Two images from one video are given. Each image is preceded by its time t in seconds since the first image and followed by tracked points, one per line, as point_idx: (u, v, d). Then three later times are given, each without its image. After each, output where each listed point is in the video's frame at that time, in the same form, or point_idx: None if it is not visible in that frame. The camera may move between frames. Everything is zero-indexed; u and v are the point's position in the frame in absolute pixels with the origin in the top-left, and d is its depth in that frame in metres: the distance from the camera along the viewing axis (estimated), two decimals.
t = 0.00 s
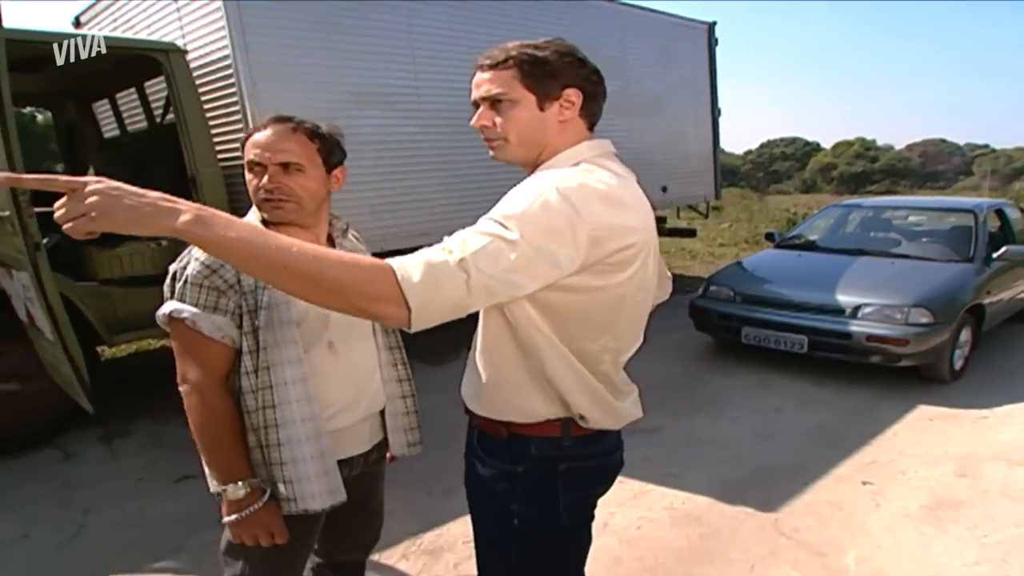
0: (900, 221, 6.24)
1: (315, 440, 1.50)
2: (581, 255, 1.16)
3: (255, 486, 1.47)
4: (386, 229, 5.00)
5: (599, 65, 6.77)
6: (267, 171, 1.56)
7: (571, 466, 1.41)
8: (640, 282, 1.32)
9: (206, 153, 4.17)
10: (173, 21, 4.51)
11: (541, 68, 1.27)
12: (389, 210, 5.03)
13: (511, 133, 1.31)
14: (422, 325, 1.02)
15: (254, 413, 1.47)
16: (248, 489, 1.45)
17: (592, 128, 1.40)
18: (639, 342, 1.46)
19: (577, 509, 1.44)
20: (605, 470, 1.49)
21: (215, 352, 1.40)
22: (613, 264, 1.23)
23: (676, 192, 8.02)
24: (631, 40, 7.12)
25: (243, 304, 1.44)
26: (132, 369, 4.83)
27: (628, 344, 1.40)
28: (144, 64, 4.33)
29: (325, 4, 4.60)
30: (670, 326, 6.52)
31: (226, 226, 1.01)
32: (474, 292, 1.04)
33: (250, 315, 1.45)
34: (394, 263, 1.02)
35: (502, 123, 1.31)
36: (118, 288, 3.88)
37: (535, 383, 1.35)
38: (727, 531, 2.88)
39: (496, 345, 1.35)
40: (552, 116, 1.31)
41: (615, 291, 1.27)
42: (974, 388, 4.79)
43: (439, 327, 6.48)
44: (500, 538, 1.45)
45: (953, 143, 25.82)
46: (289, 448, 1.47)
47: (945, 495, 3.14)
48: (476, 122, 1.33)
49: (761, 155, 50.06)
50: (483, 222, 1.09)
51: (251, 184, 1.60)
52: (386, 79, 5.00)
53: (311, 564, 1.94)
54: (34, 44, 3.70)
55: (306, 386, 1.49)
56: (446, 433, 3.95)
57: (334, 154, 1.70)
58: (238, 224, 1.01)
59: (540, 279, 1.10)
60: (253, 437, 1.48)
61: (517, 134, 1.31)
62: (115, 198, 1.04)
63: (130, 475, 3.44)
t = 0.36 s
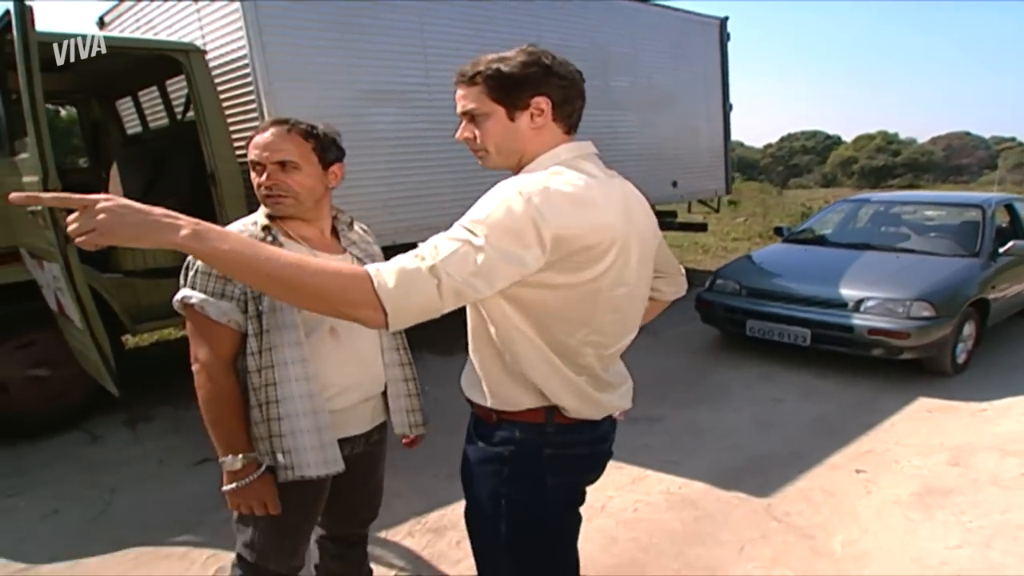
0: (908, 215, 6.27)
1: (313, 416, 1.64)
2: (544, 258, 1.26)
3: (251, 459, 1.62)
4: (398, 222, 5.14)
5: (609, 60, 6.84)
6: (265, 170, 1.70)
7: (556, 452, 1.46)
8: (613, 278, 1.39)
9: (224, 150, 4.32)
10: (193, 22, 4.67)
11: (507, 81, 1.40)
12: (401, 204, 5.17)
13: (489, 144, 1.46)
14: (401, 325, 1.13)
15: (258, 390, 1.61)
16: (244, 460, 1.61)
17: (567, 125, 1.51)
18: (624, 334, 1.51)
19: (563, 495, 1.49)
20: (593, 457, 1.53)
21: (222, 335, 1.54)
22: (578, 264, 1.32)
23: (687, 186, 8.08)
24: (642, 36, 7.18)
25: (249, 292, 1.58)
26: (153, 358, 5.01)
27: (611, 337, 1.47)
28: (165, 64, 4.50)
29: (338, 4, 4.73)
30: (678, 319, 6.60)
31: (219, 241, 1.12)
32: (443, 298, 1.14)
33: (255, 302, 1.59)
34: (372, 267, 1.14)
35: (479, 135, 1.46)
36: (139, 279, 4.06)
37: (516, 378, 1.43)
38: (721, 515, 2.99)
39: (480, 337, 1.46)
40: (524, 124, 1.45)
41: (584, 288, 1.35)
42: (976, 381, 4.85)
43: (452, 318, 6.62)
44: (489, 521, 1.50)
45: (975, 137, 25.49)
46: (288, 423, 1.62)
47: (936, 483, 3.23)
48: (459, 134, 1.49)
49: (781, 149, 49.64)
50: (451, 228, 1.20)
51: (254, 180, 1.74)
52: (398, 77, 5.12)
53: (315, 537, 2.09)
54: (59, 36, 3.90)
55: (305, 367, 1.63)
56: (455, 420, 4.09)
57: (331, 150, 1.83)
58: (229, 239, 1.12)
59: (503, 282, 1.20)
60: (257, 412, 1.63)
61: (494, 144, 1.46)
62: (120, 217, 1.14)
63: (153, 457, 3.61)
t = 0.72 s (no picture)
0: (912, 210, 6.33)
1: (316, 392, 1.81)
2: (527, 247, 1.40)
3: (261, 432, 1.78)
4: (408, 216, 5.30)
5: (617, 56, 6.94)
6: (269, 169, 1.86)
7: (525, 416, 1.60)
8: (587, 265, 1.53)
9: (241, 146, 4.50)
10: (211, 22, 4.84)
11: (509, 86, 1.52)
12: (412, 198, 5.33)
13: (489, 143, 1.58)
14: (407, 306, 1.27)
15: (266, 368, 1.78)
16: (254, 433, 1.77)
17: (564, 132, 1.63)
18: (598, 314, 1.66)
19: (530, 456, 1.64)
20: (562, 422, 1.67)
21: (233, 320, 1.70)
22: (558, 253, 1.47)
23: (695, 180, 8.18)
24: (650, 32, 7.27)
25: (256, 280, 1.74)
26: (174, 345, 5.21)
27: (584, 319, 1.62)
28: (184, 63, 4.68)
29: (350, 4, 4.88)
30: (683, 311, 6.72)
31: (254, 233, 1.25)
32: (444, 280, 1.28)
33: (261, 289, 1.75)
34: (381, 255, 1.27)
35: (482, 134, 1.58)
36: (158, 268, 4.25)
37: (492, 353, 1.57)
38: (710, 496, 3.13)
39: (467, 320, 1.61)
40: (521, 126, 1.56)
41: (564, 274, 1.50)
42: (974, 373, 4.93)
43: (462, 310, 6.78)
44: (466, 478, 1.68)
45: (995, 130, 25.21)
46: (293, 399, 1.78)
47: (922, 469, 3.34)
48: (465, 133, 1.62)
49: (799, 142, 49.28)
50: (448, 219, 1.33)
51: (258, 178, 1.90)
52: (409, 75, 5.27)
53: (323, 508, 2.29)
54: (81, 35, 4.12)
55: (307, 348, 1.80)
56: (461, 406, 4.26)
57: (327, 148, 1.99)
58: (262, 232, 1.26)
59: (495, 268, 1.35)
60: (266, 390, 1.80)
61: (495, 143, 1.58)
62: (168, 211, 1.27)
63: (173, 439, 3.80)
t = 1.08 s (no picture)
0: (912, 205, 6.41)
1: (323, 373, 1.98)
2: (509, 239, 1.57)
3: (274, 408, 1.95)
4: (416, 210, 5.47)
5: (622, 53, 7.06)
6: (281, 169, 2.03)
7: (511, 393, 1.77)
8: (565, 256, 1.69)
9: (256, 142, 4.68)
10: (225, 24, 5.02)
11: (493, 94, 1.68)
12: (419, 192, 5.50)
13: (474, 146, 1.74)
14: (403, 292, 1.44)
15: (278, 351, 1.95)
16: (268, 408, 1.94)
17: (541, 135, 1.80)
18: (577, 300, 1.82)
19: (516, 427, 1.81)
20: (545, 398, 1.84)
21: (248, 306, 1.87)
22: (537, 245, 1.63)
23: (700, 175, 8.29)
24: (655, 29, 7.38)
25: (269, 271, 1.91)
26: (191, 334, 5.43)
27: (563, 304, 1.78)
28: (201, 64, 4.87)
29: (359, 5, 5.04)
30: (686, 304, 6.85)
31: (271, 226, 1.42)
32: (435, 269, 1.44)
33: (273, 279, 1.92)
34: (379, 246, 1.43)
35: (467, 137, 1.74)
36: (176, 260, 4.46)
37: (480, 335, 1.74)
38: (698, 478, 3.28)
39: (459, 307, 1.79)
40: (504, 131, 1.72)
41: (543, 264, 1.66)
42: (967, 365, 5.04)
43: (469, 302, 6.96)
44: (458, 447, 1.86)
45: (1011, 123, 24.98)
46: (302, 378, 1.96)
47: (904, 455, 3.48)
48: (451, 136, 1.77)
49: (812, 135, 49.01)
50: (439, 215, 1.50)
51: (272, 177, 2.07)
52: (416, 74, 5.43)
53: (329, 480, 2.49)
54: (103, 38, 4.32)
55: (315, 332, 1.97)
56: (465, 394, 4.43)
57: (334, 149, 2.16)
58: (279, 225, 1.43)
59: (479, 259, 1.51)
60: (277, 369, 1.97)
61: (479, 145, 1.74)
62: (198, 205, 1.44)
63: (191, 423, 4.01)
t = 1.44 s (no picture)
0: (914, 200, 6.50)
1: (331, 356, 2.17)
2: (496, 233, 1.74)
3: (287, 387, 2.15)
4: (426, 205, 5.65)
5: (628, 51, 7.18)
6: (298, 170, 2.21)
7: (502, 374, 1.95)
8: (549, 248, 1.86)
9: (272, 139, 4.87)
10: (243, 25, 5.22)
11: (485, 102, 1.86)
12: (429, 188, 5.68)
13: (468, 148, 1.92)
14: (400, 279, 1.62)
15: (292, 335, 2.15)
16: (281, 387, 2.13)
17: (531, 139, 1.97)
18: (562, 290, 1.99)
19: (506, 406, 2.00)
20: (533, 379, 2.01)
21: (265, 294, 2.05)
22: (522, 239, 1.80)
23: (706, 170, 8.41)
24: (661, 27, 7.50)
25: (285, 263, 2.10)
26: (210, 323, 5.66)
27: (549, 293, 1.95)
28: (220, 64, 5.07)
29: (371, 7, 5.22)
30: (690, 297, 6.99)
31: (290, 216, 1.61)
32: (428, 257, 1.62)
33: (290, 269, 2.11)
34: (380, 238, 1.61)
35: (462, 141, 1.91)
36: (196, 253, 4.66)
37: (473, 320, 1.93)
38: (691, 461, 3.45)
39: (454, 296, 1.97)
40: (495, 135, 1.89)
41: (529, 256, 1.84)
42: (963, 357, 5.16)
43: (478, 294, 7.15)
44: (453, 425, 2.05)
45: None
46: (312, 361, 2.15)
47: (890, 441, 3.63)
48: (448, 140, 1.95)
49: (829, 129, 48.70)
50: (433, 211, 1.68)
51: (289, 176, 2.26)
52: (426, 73, 5.61)
53: (340, 457, 2.69)
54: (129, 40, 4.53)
55: (326, 319, 2.16)
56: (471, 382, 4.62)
57: (347, 151, 2.34)
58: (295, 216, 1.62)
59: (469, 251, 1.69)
60: (291, 352, 2.17)
61: (474, 148, 1.92)
62: (227, 196, 1.64)
63: (212, 407, 4.23)
